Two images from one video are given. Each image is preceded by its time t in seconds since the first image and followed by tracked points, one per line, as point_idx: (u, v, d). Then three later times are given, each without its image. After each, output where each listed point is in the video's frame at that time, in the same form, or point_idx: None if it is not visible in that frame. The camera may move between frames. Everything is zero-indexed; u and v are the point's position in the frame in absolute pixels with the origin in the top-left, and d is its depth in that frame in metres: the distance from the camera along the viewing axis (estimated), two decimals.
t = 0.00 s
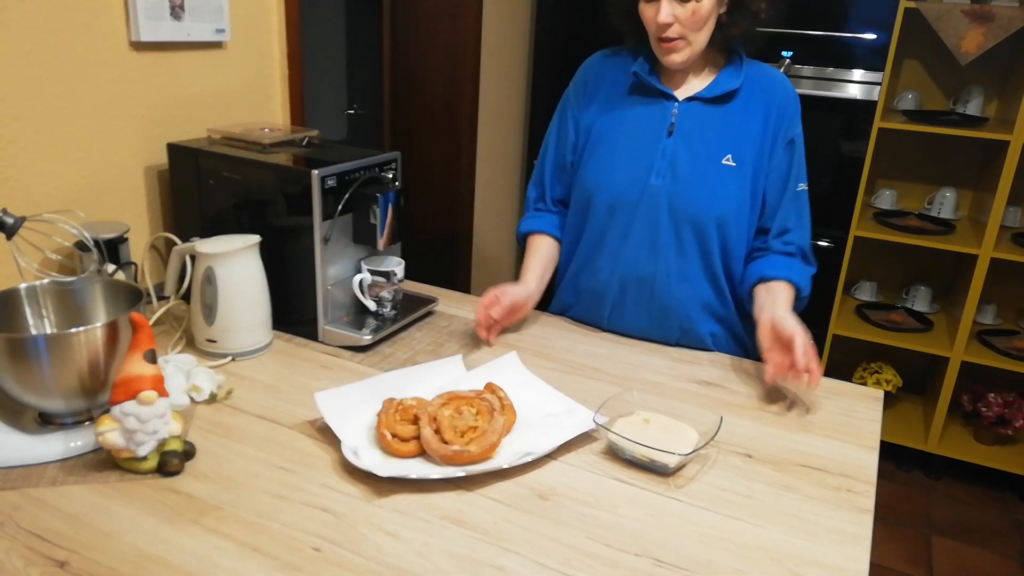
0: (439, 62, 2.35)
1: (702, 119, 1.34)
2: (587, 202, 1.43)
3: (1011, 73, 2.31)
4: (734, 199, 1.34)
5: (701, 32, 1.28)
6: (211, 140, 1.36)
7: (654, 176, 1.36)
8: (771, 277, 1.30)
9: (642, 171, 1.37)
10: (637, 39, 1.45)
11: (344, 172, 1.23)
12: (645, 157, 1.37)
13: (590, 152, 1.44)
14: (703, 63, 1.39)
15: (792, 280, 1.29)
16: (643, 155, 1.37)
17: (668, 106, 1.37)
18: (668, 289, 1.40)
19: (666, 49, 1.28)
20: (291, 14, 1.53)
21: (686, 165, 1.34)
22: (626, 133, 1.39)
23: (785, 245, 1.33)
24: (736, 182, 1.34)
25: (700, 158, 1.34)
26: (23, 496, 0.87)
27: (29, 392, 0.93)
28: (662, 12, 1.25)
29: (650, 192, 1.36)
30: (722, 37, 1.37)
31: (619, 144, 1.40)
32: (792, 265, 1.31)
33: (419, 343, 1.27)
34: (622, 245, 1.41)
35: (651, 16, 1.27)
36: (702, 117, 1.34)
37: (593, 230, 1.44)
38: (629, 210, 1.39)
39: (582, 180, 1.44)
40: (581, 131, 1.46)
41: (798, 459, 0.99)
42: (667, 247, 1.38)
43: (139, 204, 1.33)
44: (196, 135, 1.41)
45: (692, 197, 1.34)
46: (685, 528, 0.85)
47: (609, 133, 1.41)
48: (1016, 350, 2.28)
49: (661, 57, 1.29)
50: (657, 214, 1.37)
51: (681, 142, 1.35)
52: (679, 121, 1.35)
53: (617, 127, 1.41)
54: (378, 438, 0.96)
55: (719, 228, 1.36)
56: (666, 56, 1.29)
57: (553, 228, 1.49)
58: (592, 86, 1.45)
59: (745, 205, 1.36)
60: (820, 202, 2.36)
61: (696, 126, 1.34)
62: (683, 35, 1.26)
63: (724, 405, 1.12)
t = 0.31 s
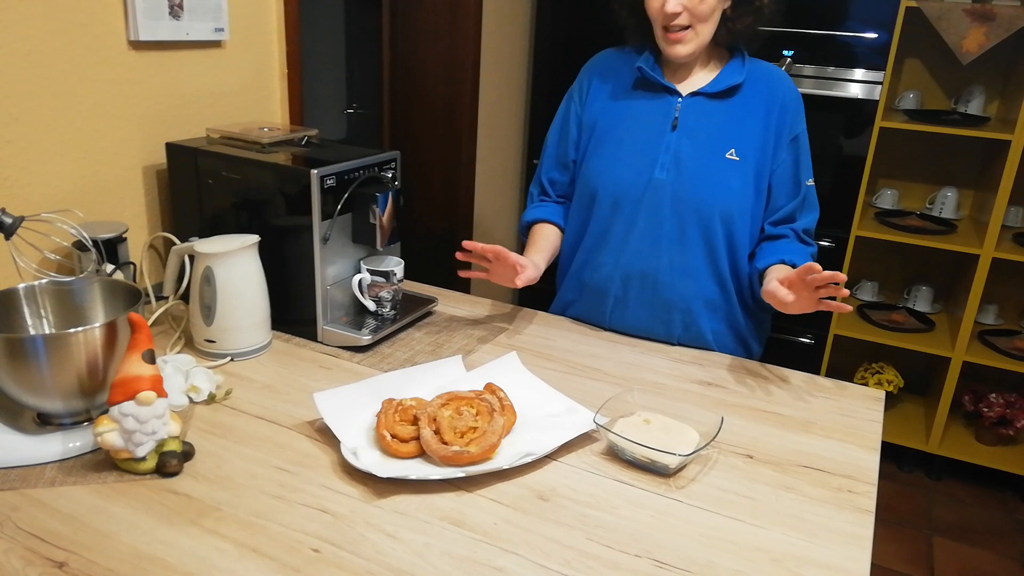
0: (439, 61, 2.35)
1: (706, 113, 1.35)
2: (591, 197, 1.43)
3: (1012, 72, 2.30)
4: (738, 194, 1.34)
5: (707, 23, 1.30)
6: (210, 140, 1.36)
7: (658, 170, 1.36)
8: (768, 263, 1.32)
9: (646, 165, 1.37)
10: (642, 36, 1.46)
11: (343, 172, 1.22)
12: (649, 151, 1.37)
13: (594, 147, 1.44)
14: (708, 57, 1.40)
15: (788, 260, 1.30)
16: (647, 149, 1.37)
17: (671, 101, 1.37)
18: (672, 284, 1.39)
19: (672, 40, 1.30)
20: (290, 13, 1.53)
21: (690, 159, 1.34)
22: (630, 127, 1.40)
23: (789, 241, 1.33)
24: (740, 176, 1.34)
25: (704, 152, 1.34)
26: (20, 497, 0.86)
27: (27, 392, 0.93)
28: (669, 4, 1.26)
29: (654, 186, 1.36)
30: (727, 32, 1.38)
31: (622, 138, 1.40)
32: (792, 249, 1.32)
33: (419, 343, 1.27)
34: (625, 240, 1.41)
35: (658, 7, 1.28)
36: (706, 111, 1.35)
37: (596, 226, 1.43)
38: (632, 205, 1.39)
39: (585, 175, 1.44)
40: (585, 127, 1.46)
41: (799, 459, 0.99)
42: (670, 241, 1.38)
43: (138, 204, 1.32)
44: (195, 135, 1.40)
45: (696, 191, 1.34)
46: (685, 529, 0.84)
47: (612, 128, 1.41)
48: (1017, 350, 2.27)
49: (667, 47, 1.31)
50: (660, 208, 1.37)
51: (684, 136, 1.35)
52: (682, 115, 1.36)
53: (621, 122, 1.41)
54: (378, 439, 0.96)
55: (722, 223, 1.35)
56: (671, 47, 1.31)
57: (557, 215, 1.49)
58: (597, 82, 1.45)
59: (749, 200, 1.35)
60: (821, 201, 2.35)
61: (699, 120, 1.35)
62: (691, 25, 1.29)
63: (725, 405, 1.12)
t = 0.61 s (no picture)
0: (439, 62, 2.35)
1: (706, 111, 1.36)
2: (592, 194, 1.44)
3: (1011, 73, 2.31)
4: (739, 192, 1.35)
5: (723, 16, 1.30)
6: (211, 139, 1.36)
7: (660, 167, 1.36)
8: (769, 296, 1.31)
9: (647, 162, 1.38)
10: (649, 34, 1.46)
11: (344, 172, 1.23)
12: (650, 149, 1.38)
13: (596, 145, 1.44)
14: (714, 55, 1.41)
15: (790, 293, 1.29)
16: (648, 146, 1.38)
17: (672, 98, 1.38)
18: (673, 281, 1.40)
19: (689, 28, 1.30)
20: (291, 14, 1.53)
21: (691, 157, 1.35)
22: (631, 125, 1.40)
23: (790, 238, 1.34)
24: (741, 174, 1.35)
25: (705, 149, 1.35)
26: (23, 496, 0.86)
27: (30, 392, 0.93)
28: None
29: (656, 183, 1.36)
30: (737, 31, 1.40)
31: (624, 136, 1.40)
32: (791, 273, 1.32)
33: (419, 343, 1.27)
34: (627, 237, 1.41)
35: None
36: (706, 110, 1.36)
37: (597, 223, 1.44)
38: (634, 202, 1.39)
39: (587, 173, 1.44)
40: (586, 125, 1.46)
41: (798, 459, 0.99)
42: (673, 238, 1.38)
43: (139, 204, 1.33)
44: (196, 136, 1.41)
45: (698, 188, 1.35)
46: (685, 528, 0.85)
47: (614, 126, 1.42)
48: (1016, 350, 2.28)
49: (683, 37, 1.31)
50: (662, 205, 1.37)
51: (685, 134, 1.36)
52: (683, 113, 1.37)
53: (622, 119, 1.41)
54: (378, 438, 0.96)
55: (724, 220, 1.36)
56: (687, 36, 1.31)
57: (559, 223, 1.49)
58: (598, 81, 1.46)
59: (750, 198, 1.36)
60: (820, 201, 2.36)
61: (700, 119, 1.36)
62: (710, 15, 1.28)
63: (724, 405, 1.12)
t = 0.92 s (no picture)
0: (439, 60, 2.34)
1: (709, 107, 1.35)
2: (595, 190, 1.43)
3: (1014, 72, 2.29)
4: (743, 187, 1.34)
5: (722, 9, 1.30)
6: (208, 138, 1.35)
7: (665, 162, 1.35)
8: (775, 301, 1.29)
9: (652, 157, 1.37)
10: (649, 32, 1.44)
11: (342, 171, 1.22)
12: (654, 144, 1.37)
13: (599, 141, 1.43)
14: (715, 51, 1.40)
15: (799, 298, 1.28)
16: (652, 141, 1.37)
17: (675, 94, 1.37)
18: (677, 276, 1.39)
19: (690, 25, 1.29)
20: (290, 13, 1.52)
21: (695, 151, 1.34)
22: (635, 120, 1.39)
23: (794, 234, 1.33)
24: (745, 169, 1.34)
25: (709, 144, 1.34)
26: (19, 497, 0.86)
27: (26, 393, 0.92)
28: None
29: (661, 177, 1.35)
30: (739, 24, 1.38)
31: (627, 131, 1.39)
32: (795, 275, 1.32)
33: (419, 343, 1.26)
34: (631, 233, 1.40)
35: None
36: (710, 105, 1.35)
37: (601, 218, 1.43)
38: (640, 197, 1.38)
39: (590, 168, 1.43)
40: (588, 121, 1.45)
41: (801, 460, 0.98)
42: (677, 234, 1.37)
43: (137, 203, 1.32)
44: (194, 134, 1.40)
45: (703, 183, 1.34)
46: (686, 530, 0.84)
47: (617, 121, 1.41)
48: (1019, 351, 2.27)
49: (684, 33, 1.30)
50: (667, 200, 1.36)
51: (690, 129, 1.35)
52: (687, 108, 1.36)
53: (626, 115, 1.40)
54: (377, 439, 0.95)
55: (728, 216, 1.35)
56: (688, 33, 1.30)
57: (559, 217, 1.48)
58: (600, 77, 1.44)
59: (753, 193, 1.36)
60: (822, 201, 2.35)
61: (704, 114, 1.35)
62: (709, 9, 1.28)
63: (726, 406, 1.11)
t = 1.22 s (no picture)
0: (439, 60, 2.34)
1: (708, 105, 1.35)
2: (597, 189, 1.43)
3: (1014, 72, 2.30)
4: (743, 184, 1.35)
5: (710, 20, 1.32)
6: (208, 138, 1.36)
7: (665, 160, 1.36)
8: (768, 296, 1.30)
9: (653, 156, 1.37)
10: (642, 34, 1.45)
11: (342, 171, 1.22)
12: (655, 143, 1.37)
13: (598, 140, 1.43)
14: (708, 53, 1.40)
15: (788, 292, 1.28)
16: (652, 140, 1.37)
17: (674, 92, 1.37)
18: (679, 273, 1.39)
19: (678, 40, 1.31)
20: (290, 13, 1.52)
21: (696, 150, 1.35)
22: (634, 119, 1.39)
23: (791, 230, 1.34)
24: (744, 166, 1.35)
25: (709, 143, 1.34)
26: (20, 497, 0.86)
27: (26, 393, 0.93)
28: (673, 6, 1.28)
29: (662, 176, 1.36)
30: (728, 27, 1.39)
31: (627, 130, 1.40)
32: (788, 269, 1.31)
33: (419, 343, 1.26)
34: (633, 231, 1.40)
35: (661, 12, 1.30)
36: (709, 103, 1.35)
37: (603, 217, 1.43)
38: (641, 195, 1.38)
39: (591, 167, 1.43)
40: (587, 120, 1.45)
41: (800, 460, 0.98)
42: (679, 232, 1.38)
43: (137, 203, 1.32)
44: (195, 135, 1.40)
45: (704, 181, 1.34)
46: (685, 530, 0.84)
47: (616, 120, 1.41)
48: (1019, 351, 2.27)
49: (674, 48, 1.32)
50: (668, 198, 1.37)
51: (690, 128, 1.35)
52: (687, 107, 1.36)
53: (625, 114, 1.40)
54: (377, 439, 0.95)
55: (728, 213, 1.35)
56: (678, 47, 1.32)
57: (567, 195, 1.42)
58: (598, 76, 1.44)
59: (751, 190, 1.36)
60: (822, 201, 2.35)
61: (703, 112, 1.35)
62: (695, 23, 1.30)
63: (725, 406, 1.11)
